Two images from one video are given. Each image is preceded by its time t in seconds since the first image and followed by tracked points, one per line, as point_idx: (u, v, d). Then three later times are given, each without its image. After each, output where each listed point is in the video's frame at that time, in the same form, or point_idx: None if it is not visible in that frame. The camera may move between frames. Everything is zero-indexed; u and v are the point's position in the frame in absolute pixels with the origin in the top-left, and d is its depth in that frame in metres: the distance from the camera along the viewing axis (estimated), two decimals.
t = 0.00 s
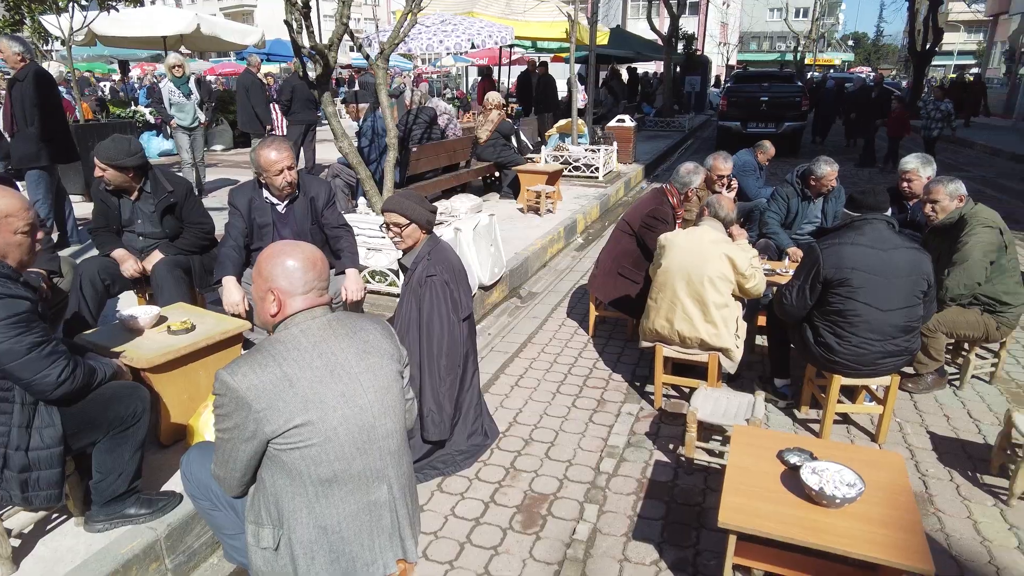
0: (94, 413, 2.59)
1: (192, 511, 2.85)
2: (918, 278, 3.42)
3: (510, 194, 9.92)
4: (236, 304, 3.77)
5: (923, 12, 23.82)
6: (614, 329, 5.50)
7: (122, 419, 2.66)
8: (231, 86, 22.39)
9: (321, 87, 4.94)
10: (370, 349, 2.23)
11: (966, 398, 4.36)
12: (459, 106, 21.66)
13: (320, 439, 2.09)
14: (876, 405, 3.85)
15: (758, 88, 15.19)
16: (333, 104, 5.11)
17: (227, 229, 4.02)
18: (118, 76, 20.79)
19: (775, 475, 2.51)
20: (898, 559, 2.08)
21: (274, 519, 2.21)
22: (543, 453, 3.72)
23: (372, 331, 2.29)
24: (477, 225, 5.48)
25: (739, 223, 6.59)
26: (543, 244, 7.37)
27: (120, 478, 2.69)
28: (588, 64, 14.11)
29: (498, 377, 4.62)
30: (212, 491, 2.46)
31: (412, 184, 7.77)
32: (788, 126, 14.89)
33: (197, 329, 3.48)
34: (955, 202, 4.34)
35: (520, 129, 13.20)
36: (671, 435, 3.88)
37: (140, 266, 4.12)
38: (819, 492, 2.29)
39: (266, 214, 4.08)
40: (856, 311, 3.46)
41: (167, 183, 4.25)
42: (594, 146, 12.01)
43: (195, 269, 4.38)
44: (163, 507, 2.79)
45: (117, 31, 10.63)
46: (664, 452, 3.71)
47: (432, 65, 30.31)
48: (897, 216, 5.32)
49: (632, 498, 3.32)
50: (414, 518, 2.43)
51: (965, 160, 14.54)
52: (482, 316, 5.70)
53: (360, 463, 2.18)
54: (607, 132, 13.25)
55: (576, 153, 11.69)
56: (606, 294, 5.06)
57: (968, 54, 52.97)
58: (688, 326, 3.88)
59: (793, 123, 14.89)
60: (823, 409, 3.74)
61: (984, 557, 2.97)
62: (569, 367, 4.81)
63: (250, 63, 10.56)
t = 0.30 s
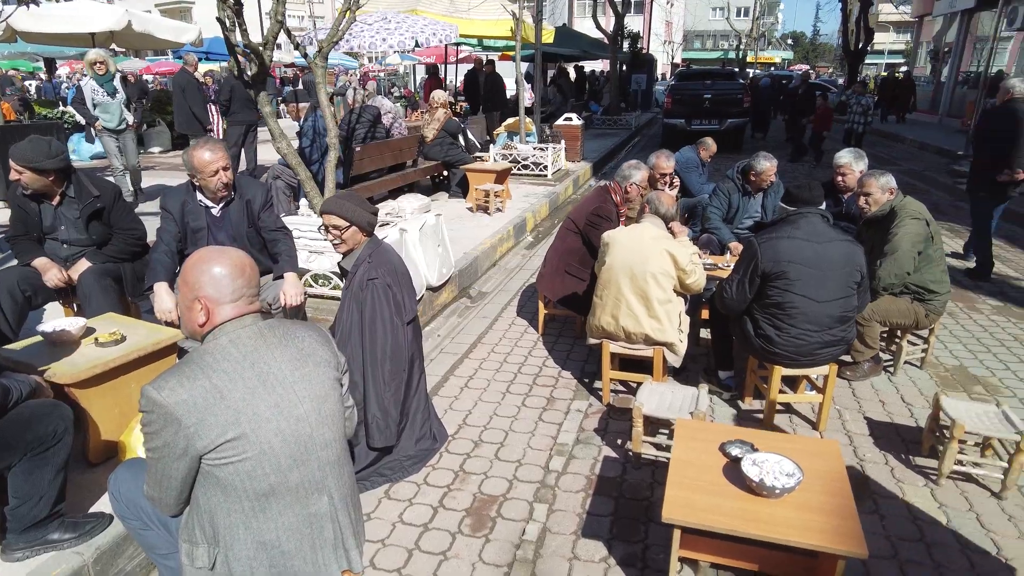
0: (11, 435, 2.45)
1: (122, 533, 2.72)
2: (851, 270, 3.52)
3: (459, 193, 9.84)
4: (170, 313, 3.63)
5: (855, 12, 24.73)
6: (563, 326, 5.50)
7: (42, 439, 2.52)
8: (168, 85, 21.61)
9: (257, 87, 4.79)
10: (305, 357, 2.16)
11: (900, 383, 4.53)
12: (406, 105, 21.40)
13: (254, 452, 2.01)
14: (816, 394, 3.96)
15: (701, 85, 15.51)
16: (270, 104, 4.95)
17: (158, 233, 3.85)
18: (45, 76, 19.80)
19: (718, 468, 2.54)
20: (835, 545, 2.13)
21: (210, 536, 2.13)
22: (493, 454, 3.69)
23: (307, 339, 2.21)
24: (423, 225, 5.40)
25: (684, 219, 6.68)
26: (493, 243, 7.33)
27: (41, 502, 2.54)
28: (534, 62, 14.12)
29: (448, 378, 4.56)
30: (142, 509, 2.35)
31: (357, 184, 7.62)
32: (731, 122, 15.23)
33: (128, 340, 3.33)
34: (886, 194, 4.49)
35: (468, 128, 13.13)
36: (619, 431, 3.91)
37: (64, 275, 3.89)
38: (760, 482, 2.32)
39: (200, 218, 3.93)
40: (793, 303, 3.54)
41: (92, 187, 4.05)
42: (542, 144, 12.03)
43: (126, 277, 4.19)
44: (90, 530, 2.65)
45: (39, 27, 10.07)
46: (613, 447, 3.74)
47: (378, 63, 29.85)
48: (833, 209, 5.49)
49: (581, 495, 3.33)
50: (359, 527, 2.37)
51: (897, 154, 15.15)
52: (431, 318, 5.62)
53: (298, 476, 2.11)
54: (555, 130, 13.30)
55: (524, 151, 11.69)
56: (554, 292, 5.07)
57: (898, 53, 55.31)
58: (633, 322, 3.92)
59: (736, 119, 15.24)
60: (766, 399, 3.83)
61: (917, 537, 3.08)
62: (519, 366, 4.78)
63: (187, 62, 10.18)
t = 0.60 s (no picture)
0: None
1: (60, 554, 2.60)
2: (801, 263, 3.59)
3: (415, 192, 9.73)
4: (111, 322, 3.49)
5: (802, 10, 25.38)
6: (522, 324, 5.49)
7: None
8: (110, 83, 20.83)
9: (201, 86, 4.63)
10: (250, 364, 2.09)
11: (849, 372, 4.66)
12: (362, 103, 21.12)
13: (198, 464, 1.94)
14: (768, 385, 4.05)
15: (655, 82, 15.69)
16: (216, 104, 4.79)
17: (98, 238, 3.69)
18: None
19: (671, 462, 2.56)
20: (786, 535, 2.17)
21: (152, 551, 2.05)
22: (451, 456, 3.66)
23: (251, 347, 2.14)
24: (377, 225, 5.31)
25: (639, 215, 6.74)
26: (450, 242, 7.27)
27: None
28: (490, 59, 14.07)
29: (405, 381, 4.50)
30: (80, 527, 2.25)
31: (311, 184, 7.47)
32: (685, 119, 15.46)
33: (65, 352, 3.19)
34: (833, 187, 4.60)
35: (424, 126, 13.00)
36: (577, 427, 3.92)
37: None
38: (712, 476, 2.35)
39: (142, 221, 3.77)
40: (744, 297, 3.60)
41: (25, 191, 3.84)
42: (499, 142, 11.99)
43: (64, 285, 4.05)
44: (25, 553, 2.53)
45: None
46: (571, 444, 3.74)
47: (331, 60, 29.34)
48: (783, 203, 5.60)
49: (540, 494, 3.32)
50: (310, 537, 2.32)
51: (844, 148, 15.61)
52: (388, 319, 5.54)
53: (244, 487, 2.04)
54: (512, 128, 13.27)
55: (481, 149, 11.64)
56: (512, 291, 5.05)
57: (844, 50, 57.01)
58: (589, 319, 3.94)
59: (690, 116, 15.47)
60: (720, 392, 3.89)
61: (865, 521, 3.17)
62: (477, 365, 4.75)
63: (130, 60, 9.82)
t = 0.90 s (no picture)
0: None
1: None
2: (757, 260, 3.64)
3: (378, 191, 9.61)
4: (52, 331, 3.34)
5: (760, 9, 25.81)
6: (486, 324, 5.45)
7: None
8: (58, 80, 20.13)
9: (150, 86, 4.47)
10: (197, 375, 2.02)
11: (807, 364, 4.75)
12: (323, 101, 20.80)
13: (144, 480, 1.88)
14: (729, 379, 4.09)
15: (617, 80, 15.77)
16: (166, 104, 4.62)
17: (41, 244, 3.53)
18: None
19: (632, 461, 2.57)
20: (744, 531, 2.19)
21: (97, 573, 1.97)
22: (414, 460, 3.61)
23: (198, 356, 2.08)
24: (336, 227, 5.21)
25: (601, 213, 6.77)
26: (414, 242, 7.20)
27: None
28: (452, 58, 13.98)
29: (367, 385, 4.43)
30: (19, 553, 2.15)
31: (269, 185, 7.31)
32: (647, 116, 15.58)
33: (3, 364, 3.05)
34: (789, 183, 4.67)
35: (386, 124, 12.84)
36: (541, 427, 3.91)
37: None
38: (672, 474, 2.36)
39: (88, 226, 3.63)
40: (703, 293, 3.64)
41: None
42: (463, 140, 11.92)
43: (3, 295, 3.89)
44: None
45: None
46: (535, 444, 3.73)
47: (291, 58, 28.82)
48: (742, 199, 5.68)
49: (503, 495, 3.30)
50: (266, 548, 2.26)
51: (802, 144, 15.94)
52: (351, 321, 5.46)
53: (195, 500, 1.98)
54: (475, 126, 13.20)
55: (445, 148, 11.56)
56: (475, 290, 5.01)
57: (801, 48, 58.24)
58: (550, 318, 3.94)
59: (652, 114, 15.59)
60: (682, 387, 3.93)
61: (823, 512, 3.23)
62: (441, 367, 4.70)
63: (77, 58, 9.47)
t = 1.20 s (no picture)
0: None
1: None
2: (717, 259, 3.66)
3: (342, 193, 9.47)
4: None
5: (724, 10, 26.15)
6: (452, 328, 5.40)
7: None
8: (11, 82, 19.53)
9: (98, 87, 4.31)
10: (139, 391, 1.96)
11: (771, 362, 4.80)
12: (288, 102, 20.51)
13: (81, 501, 1.81)
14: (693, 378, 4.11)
15: (584, 80, 15.85)
16: (115, 107, 4.43)
17: None
18: None
19: (592, 465, 2.55)
20: (704, 532, 2.18)
21: None
22: (377, 469, 3.55)
23: (140, 369, 2.00)
24: (296, 231, 5.10)
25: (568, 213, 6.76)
26: (379, 245, 7.10)
27: None
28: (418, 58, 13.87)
29: (330, 393, 4.35)
30: None
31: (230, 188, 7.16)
32: (614, 116, 15.66)
33: None
34: (750, 182, 4.70)
35: (351, 126, 12.68)
36: (507, 431, 3.87)
37: None
38: (631, 478, 2.35)
39: (32, 234, 3.50)
40: (664, 293, 3.64)
41: None
42: (430, 141, 11.82)
43: None
44: None
45: None
46: (501, 448, 3.70)
47: (254, 58, 28.34)
48: (705, 199, 5.72)
49: (468, 502, 3.26)
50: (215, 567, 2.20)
51: (766, 143, 16.18)
52: (314, 327, 5.36)
53: (138, 520, 1.92)
54: (442, 127, 13.12)
55: (411, 148, 11.46)
56: (440, 293, 4.96)
57: (765, 47, 59.26)
58: (514, 320, 3.90)
59: (618, 113, 15.67)
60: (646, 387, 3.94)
61: (786, 509, 3.25)
62: (406, 372, 4.63)
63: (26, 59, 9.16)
